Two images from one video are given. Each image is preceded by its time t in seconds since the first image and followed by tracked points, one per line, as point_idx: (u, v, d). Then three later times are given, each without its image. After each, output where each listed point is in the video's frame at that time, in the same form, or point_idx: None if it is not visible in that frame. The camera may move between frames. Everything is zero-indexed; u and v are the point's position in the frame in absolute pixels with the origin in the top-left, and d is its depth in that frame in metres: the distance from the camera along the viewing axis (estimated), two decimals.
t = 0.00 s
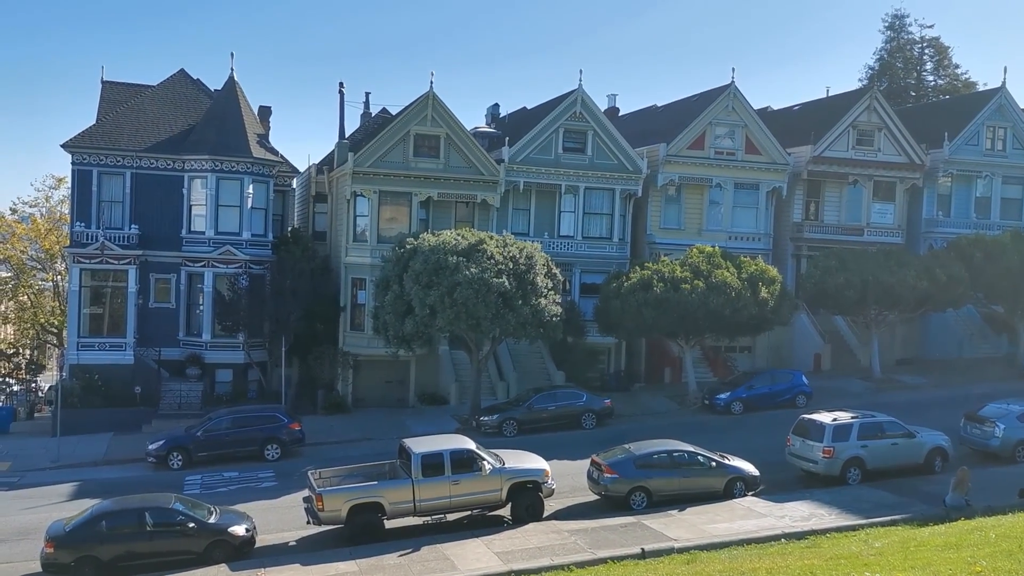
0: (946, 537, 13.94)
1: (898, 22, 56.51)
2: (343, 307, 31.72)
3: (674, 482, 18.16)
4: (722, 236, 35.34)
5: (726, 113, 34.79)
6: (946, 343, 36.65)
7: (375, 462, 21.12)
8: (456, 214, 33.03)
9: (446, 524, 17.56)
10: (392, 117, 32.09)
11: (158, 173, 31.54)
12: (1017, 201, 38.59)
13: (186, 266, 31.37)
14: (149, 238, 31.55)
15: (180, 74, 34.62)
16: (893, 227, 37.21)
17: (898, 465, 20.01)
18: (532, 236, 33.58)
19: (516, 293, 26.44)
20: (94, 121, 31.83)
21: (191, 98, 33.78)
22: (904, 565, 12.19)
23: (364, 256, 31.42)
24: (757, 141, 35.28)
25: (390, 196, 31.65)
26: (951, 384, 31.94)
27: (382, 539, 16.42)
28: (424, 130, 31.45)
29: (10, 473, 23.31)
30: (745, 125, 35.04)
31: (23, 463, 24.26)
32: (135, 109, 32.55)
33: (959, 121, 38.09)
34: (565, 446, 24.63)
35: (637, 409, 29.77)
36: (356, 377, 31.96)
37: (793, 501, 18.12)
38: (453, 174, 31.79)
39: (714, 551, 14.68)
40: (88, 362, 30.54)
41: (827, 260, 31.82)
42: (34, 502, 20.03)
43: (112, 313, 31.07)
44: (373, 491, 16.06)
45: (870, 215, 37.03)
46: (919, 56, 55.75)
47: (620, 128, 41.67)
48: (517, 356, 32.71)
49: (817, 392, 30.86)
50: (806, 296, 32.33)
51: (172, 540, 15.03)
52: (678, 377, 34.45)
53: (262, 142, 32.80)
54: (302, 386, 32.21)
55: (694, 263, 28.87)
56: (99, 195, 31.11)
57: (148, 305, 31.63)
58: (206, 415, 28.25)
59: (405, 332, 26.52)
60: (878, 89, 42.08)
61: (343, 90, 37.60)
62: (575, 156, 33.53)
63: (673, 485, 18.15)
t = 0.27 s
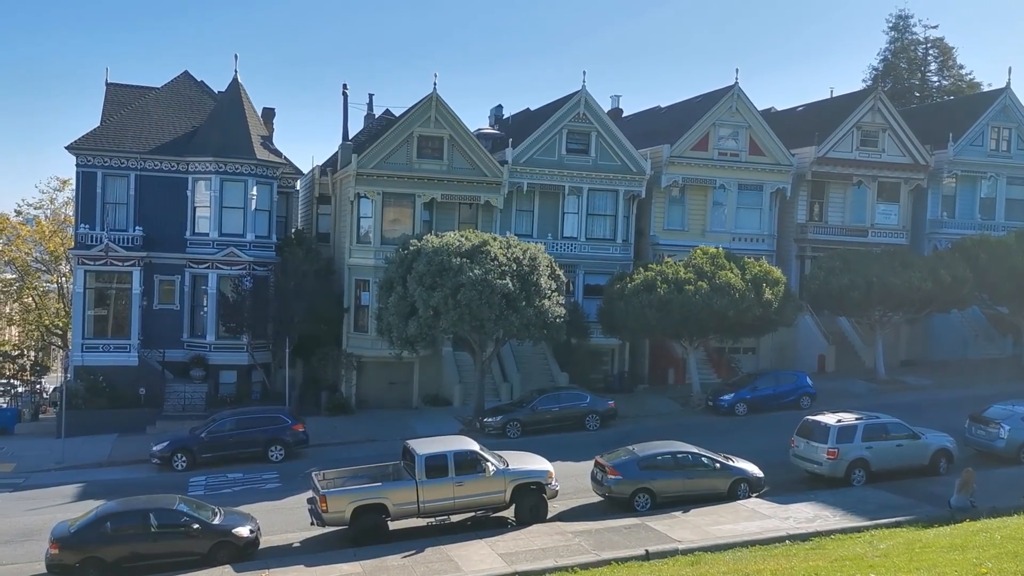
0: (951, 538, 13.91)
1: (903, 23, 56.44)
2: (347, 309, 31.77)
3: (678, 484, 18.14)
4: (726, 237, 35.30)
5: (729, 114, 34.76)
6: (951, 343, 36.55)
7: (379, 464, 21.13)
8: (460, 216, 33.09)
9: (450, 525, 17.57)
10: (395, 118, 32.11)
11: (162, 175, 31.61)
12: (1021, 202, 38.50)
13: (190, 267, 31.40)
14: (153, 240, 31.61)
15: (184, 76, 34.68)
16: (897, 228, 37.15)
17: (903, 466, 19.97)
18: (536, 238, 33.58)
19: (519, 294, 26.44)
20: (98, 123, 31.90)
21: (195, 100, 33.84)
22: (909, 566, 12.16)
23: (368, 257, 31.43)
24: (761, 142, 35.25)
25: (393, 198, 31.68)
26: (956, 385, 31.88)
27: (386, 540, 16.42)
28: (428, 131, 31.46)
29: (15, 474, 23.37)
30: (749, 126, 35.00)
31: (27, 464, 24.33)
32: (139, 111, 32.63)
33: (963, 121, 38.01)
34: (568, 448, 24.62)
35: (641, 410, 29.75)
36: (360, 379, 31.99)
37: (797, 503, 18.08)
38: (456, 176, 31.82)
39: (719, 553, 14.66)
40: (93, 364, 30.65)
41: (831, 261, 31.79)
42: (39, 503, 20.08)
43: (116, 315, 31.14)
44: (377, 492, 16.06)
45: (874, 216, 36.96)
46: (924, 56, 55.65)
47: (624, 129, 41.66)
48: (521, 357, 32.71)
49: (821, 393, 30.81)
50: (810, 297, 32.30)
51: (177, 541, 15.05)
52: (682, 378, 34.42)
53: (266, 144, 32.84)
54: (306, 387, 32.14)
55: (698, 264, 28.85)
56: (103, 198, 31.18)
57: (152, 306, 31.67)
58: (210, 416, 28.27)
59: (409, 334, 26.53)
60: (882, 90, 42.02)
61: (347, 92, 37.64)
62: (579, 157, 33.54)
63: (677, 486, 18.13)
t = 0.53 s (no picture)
0: (953, 539, 13.91)
1: (904, 23, 56.42)
2: (348, 309, 31.78)
3: (679, 484, 18.13)
4: (727, 238, 35.28)
5: (730, 115, 34.75)
6: (952, 344, 36.55)
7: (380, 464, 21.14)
8: (461, 216, 33.11)
9: (451, 525, 17.56)
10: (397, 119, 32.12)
11: (163, 176, 31.63)
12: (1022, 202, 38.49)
13: (191, 268, 31.41)
14: (154, 240, 31.62)
15: (185, 77, 34.69)
16: (898, 228, 37.13)
17: (905, 466, 19.96)
18: (537, 238, 33.57)
19: (521, 294, 26.42)
20: (100, 123, 31.93)
21: (196, 100, 33.85)
22: (911, 567, 12.16)
23: (369, 257, 31.42)
24: (762, 142, 35.25)
25: (394, 198, 31.68)
26: (957, 385, 31.87)
27: (387, 541, 16.43)
28: (429, 132, 31.47)
29: (16, 474, 23.40)
30: (750, 127, 35.01)
31: (29, 464, 24.36)
32: (140, 112, 32.65)
33: (965, 122, 37.99)
34: (569, 448, 24.61)
35: (642, 410, 29.74)
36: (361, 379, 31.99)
37: (798, 503, 18.08)
38: (457, 176, 31.82)
39: (720, 553, 14.67)
40: (95, 364, 30.68)
41: (833, 261, 31.79)
42: (40, 504, 20.10)
43: (117, 315, 31.15)
44: (378, 492, 16.07)
45: (875, 216, 36.94)
46: (925, 56, 55.61)
47: (625, 130, 41.65)
48: (522, 357, 32.71)
49: (822, 393, 30.79)
50: (812, 297, 32.29)
51: (178, 541, 15.06)
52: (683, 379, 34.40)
53: (267, 144, 32.86)
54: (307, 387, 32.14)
55: (699, 264, 28.84)
56: (104, 198, 31.20)
57: (153, 307, 31.67)
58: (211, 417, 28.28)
59: (410, 334, 26.52)
60: (883, 90, 42.00)
61: (348, 93, 37.65)
62: (580, 158, 33.54)
63: (679, 487, 18.13)
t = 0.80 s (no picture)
0: (953, 539, 13.91)
1: (904, 24, 56.43)
2: (348, 309, 31.79)
3: (680, 484, 18.13)
4: (727, 238, 35.28)
5: (730, 115, 34.75)
6: (952, 344, 36.55)
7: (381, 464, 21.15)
8: (461, 216, 33.12)
9: (452, 525, 17.57)
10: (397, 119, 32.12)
11: (163, 176, 31.66)
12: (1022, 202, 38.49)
13: (191, 268, 31.42)
14: (154, 240, 31.63)
15: (185, 76, 34.70)
16: (898, 228, 37.13)
17: (905, 466, 19.96)
18: (537, 238, 33.57)
19: (521, 295, 26.43)
20: (100, 123, 31.95)
21: (197, 101, 33.86)
22: (910, 567, 12.16)
23: (369, 257, 31.42)
24: (762, 142, 35.25)
25: (394, 198, 31.69)
26: (957, 385, 31.89)
27: (387, 541, 16.43)
28: (429, 132, 31.48)
29: (16, 474, 23.41)
30: (750, 127, 35.01)
31: (29, 464, 24.37)
32: (141, 112, 32.65)
33: (964, 122, 37.99)
34: (570, 448, 24.62)
35: (643, 411, 29.75)
36: (361, 379, 31.98)
37: (798, 503, 18.07)
38: (458, 176, 31.83)
39: (720, 553, 14.67)
40: (95, 364, 30.70)
41: (833, 261, 31.80)
42: (40, 504, 20.11)
43: (117, 315, 31.16)
44: (378, 492, 16.07)
45: (875, 216, 36.95)
46: (925, 57, 55.62)
47: (625, 130, 41.66)
48: (522, 357, 32.72)
49: (822, 393, 30.79)
50: (812, 297, 32.30)
51: (178, 541, 15.06)
52: (683, 379, 34.39)
53: (267, 144, 32.88)
54: (307, 387, 32.14)
55: (699, 264, 28.85)
56: (104, 198, 31.20)
57: (153, 307, 31.67)
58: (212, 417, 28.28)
59: (410, 334, 26.53)
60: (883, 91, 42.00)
61: (348, 93, 37.67)
62: (580, 158, 33.55)
63: (679, 487, 18.13)
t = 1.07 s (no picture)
0: (953, 539, 13.90)
1: (903, 24, 56.45)
2: (348, 309, 31.79)
3: (680, 484, 18.14)
4: (727, 238, 35.28)
5: (730, 115, 34.75)
6: (952, 345, 36.57)
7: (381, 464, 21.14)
8: (461, 216, 33.13)
9: (451, 525, 17.57)
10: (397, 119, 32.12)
11: (163, 176, 31.65)
12: (1022, 203, 38.50)
13: (191, 268, 31.42)
14: (154, 240, 31.63)
15: (185, 76, 34.70)
16: (898, 228, 37.14)
17: (904, 466, 19.96)
18: (537, 238, 33.58)
19: (521, 295, 26.43)
20: (99, 123, 31.95)
21: (196, 100, 33.86)
22: (910, 567, 12.15)
23: (369, 257, 31.42)
24: (762, 142, 35.25)
25: (394, 198, 31.69)
26: (957, 385, 31.90)
27: (387, 541, 16.43)
28: (429, 132, 31.48)
29: (16, 474, 23.42)
30: (750, 127, 35.02)
31: (28, 464, 24.37)
32: (140, 112, 32.65)
33: (964, 122, 37.99)
34: (570, 448, 24.61)
35: (642, 411, 29.75)
36: (361, 379, 31.98)
37: (797, 503, 18.07)
38: (457, 176, 31.83)
39: (720, 553, 14.67)
40: (94, 364, 30.70)
41: (832, 261, 31.82)
42: (40, 504, 20.12)
43: (117, 315, 31.16)
44: (378, 492, 16.07)
45: (875, 217, 36.96)
46: (925, 57, 55.63)
47: (625, 130, 41.66)
48: (522, 357, 32.73)
49: (822, 393, 30.80)
50: (812, 298, 32.31)
51: (177, 542, 15.06)
52: (683, 379, 34.38)
53: (266, 144, 32.88)
54: (307, 387, 32.14)
55: (699, 264, 28.85)
56: (104, 198, 31.20)
57: (153, 307, 31.67)
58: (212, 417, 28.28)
59: (410, 334, 26.53)
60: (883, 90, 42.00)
61: (348, 92, 37.66)
62: (580, 158, 33.55)
63: (679, 487, 18.13)
